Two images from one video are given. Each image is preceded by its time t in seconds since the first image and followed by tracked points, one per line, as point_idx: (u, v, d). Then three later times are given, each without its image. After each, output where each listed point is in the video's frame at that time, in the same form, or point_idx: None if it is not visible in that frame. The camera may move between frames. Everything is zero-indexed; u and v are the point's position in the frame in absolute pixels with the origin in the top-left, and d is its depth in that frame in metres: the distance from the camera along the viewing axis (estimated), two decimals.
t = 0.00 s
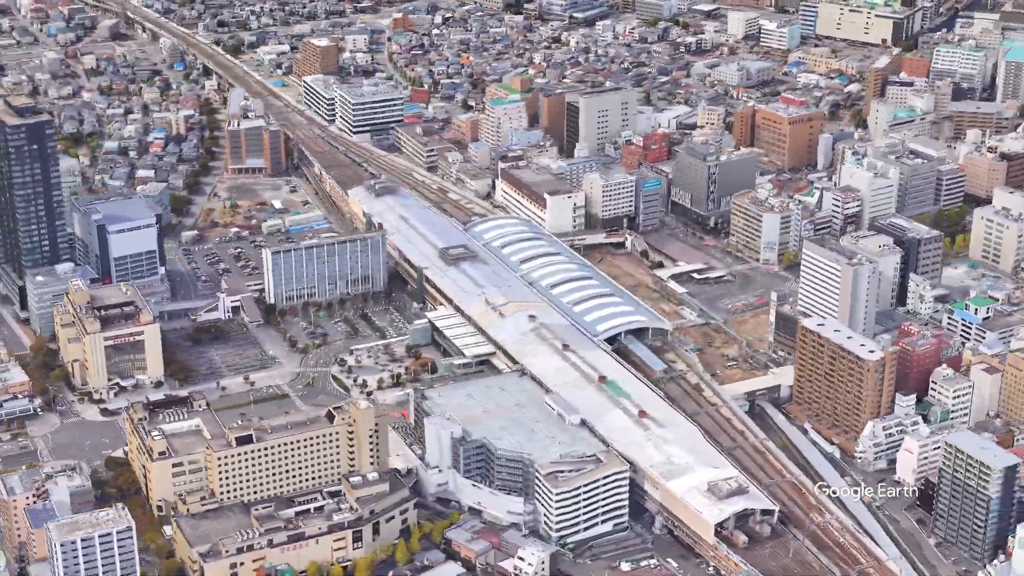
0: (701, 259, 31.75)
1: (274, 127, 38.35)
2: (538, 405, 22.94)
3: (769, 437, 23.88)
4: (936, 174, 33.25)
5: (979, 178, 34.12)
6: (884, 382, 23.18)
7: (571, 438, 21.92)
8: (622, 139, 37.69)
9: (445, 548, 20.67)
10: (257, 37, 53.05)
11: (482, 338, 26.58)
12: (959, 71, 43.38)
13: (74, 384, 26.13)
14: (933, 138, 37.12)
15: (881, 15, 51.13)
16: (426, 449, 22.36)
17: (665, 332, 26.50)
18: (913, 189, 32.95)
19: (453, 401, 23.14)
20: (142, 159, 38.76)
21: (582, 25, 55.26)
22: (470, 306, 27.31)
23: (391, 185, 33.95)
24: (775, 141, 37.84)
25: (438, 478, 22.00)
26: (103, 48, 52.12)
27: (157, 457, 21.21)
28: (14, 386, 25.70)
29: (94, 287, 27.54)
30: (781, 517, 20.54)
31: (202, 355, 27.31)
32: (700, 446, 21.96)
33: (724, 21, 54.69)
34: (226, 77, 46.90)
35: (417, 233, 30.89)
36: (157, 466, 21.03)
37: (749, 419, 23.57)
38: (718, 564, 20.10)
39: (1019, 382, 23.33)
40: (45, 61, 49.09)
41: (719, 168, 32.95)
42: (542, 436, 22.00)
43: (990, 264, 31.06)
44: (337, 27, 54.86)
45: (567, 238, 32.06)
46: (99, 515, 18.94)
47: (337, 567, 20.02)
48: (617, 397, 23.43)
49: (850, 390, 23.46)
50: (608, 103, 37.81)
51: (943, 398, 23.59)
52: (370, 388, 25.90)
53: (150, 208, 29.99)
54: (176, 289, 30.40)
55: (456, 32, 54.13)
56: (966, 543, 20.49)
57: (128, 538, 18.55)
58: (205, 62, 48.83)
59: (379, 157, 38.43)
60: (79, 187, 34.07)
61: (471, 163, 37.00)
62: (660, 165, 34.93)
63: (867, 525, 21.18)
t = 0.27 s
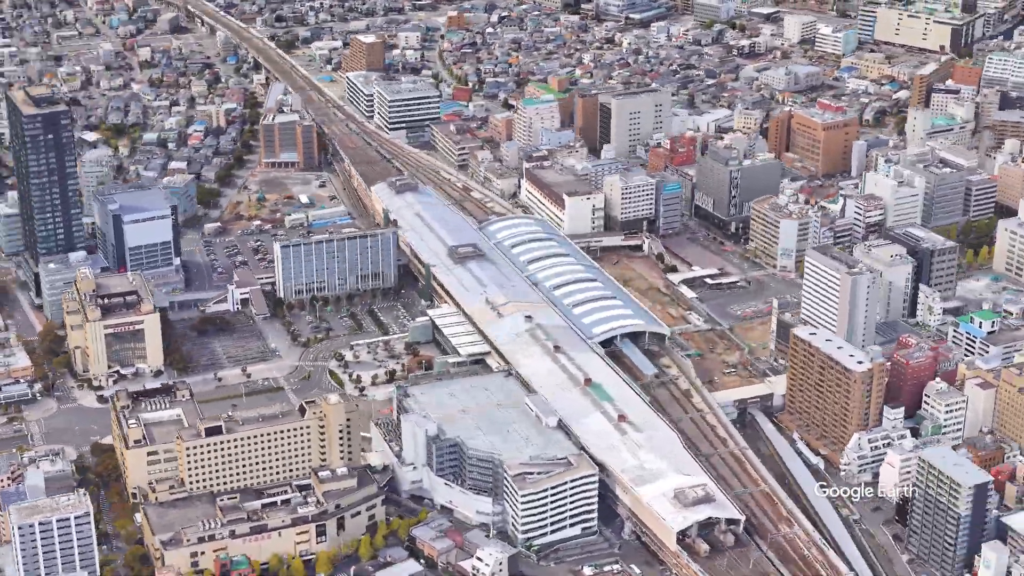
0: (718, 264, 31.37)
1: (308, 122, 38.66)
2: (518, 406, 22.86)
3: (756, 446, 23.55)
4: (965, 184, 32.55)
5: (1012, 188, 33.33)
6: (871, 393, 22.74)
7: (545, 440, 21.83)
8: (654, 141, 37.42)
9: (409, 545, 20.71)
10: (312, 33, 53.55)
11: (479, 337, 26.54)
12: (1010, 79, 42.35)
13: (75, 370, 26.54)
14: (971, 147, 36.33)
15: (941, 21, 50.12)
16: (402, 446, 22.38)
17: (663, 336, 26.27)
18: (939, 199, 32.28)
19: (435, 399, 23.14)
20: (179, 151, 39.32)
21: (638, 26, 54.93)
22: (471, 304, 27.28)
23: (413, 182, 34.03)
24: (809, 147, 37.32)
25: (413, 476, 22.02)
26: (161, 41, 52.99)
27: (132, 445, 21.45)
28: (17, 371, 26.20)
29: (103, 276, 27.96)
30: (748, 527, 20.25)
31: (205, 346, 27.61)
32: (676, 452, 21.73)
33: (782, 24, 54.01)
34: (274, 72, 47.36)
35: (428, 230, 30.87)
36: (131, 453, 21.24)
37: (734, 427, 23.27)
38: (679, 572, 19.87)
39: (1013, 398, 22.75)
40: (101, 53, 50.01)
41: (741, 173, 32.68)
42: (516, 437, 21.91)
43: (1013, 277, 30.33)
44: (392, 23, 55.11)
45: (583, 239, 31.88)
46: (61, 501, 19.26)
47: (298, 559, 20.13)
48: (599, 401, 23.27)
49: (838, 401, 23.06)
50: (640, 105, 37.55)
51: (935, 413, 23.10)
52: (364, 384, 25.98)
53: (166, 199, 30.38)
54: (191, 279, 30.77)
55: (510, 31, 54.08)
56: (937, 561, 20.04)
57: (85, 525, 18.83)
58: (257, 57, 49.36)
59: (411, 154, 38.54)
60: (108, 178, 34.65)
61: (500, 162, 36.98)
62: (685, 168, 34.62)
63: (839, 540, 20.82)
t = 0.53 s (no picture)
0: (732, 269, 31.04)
1: (338, 118, 38.91)
2: (500, 406, 22.83)
3: (742, 453, 23.31)
4: (990, 194, 31.91)
5: None
6: (858, 402, 22.40)
7: (522, 441, 21.78)
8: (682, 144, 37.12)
9: (379, 541, 20.72)
10: (360, 31, 53.88)
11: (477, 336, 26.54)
12: None
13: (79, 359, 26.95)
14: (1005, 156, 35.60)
15: (993, 28, 49.16)
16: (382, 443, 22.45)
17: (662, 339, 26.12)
18: (962, 209, 31.69)
19: (419, 397, 23.19)
20: (212, 146, 39.81)
21: (687, 28, 54.54)
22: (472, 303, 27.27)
23: (433, 180, 34.09)
24: (839, 153, 36.80)
25: (391, 472, 22.08)
26: (211, 36, 53.67)
27: (113, 433, 21.68)
28: (22, 357, 26.71)
29: (112, 267, 28.37)
30: (716, 535, 20.05)
31: (209, 338, 27.90)
32: (652, 457, 21.57)
33: (833, 29, 53.30)
34: (317, 68, 47.71)
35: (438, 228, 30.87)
36: (111, 442, 21.47)
37: (719, 434, 23.05)
38: None
39: (1004, 412, 22.24)
40: (152, 47, 50.77)
41: (760, 178, 32.33)
42: (494, 437, 21.88)
43: None
44: (442, 22, 55.26)
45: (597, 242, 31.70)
46: (30, 487, 20.14)
47: (266, 551, 20.25)
48: (584, 403, 23.16)
49: (825, 410, 22.75)
50: (669, 108, 37.26)
51: (925, 424, 22.71)
52: (359, 380, 26.08)
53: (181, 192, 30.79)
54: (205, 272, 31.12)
55: (558, 31, 53.94)
56: None
57: (50, 511, 19.67)
58: (302, 53, 49.76)
59: (439, 153, 38.60)
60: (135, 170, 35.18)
61: (525, 162, 36.93)
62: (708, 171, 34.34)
63: (812, 551, 20.54)
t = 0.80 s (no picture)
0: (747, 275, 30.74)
1: (373, 115, 39.20)
2: (479, 406, 22.84)
3: (723, 461, 23.06)
4: (1016, 207, 31.23)
5: None
6: (840, 413, 22.06)
7: (495, 440, 21.77)
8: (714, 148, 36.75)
9: (344, 535, 20.87)
10: (416, 30, 54.19)
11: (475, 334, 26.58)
12: None
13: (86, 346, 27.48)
14: None
15: None
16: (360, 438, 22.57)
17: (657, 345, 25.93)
18: (987, 221, 31.05)
19: (401, 394, 23.27)
20: (251, 140, 40.37)
21: (745, 32, 54.00)
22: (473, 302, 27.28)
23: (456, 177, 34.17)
24: (873, 161, 36.20)
25: (367, 467, 22.18)
26: (270, 32, 54.41)
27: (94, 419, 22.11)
28: (31, 341, 27.34)
29: (124, 256, 28.90)
30: (676, 541, 19.89)
31: (215, 330, 28.30)
32: (624, 460, 21.43)
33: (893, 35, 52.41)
34: (367, 66, 48.10)
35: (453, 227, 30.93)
36: (91, 428, 21.82)
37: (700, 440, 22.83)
38: None
39: (989, 428, 21.77)
40: (210, 42, 51.59)
41: (780, 184, 32.09)
42: (467, 436, 21.89)
43: None
44: (499, 22, 55.36)
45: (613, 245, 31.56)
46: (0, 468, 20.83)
47: (230, 540, 20.52)
48: (565, 405, 23.09)
49: (807, 420, 22.44)
50: (703, 111, 36.90)
51: (911, 438, 22.33)
52: (354, 375, 26.27)
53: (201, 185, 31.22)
54: (224, 264, 31.56)
55: (613, 33, 53.70)
56: None
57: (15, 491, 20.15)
58: (355, 51, 50.19)
59: (473, 152, 38.71)
60: (167, 162, 35.81)
61: (554, 163, 36.88)
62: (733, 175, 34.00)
63: (776, 562, 20.29)
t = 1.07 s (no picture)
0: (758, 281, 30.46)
1: (402, 113, 39.40)
2: (463, 405, 22.89)
3: (708, 467, 22.91)
4: None
5: None
6: (824, 421, 21.83)
7: (474, 439, 21.82)
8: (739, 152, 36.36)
9: (318, 529, 21.02)
10: (460, 29, 54.33)
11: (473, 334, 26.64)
12: None
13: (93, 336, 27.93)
14: None
15: None
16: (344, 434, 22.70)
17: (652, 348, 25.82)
18: (1005, 232, 30.54)
19: (388, 392, 23.38)
20: (283, 136, 40.79)
21: (791, 37, 53.49)
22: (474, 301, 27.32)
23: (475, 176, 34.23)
24: (900, 168, 35.73)
25: (349, 463, 22.32)
26: (316, 30, 54.87)
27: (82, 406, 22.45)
28: (40, 330, 27.84)
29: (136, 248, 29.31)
30: (643, 545, 19.79)
31: (222, 323, 28.63)
32: (601, 463, 21.37)
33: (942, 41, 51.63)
34: (406, 64, 48.30)
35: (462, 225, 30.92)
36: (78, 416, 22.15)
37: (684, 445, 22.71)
38: None
39: (974, 442, 21.43)
40: (255, 39, 52.14)
41: (797, 189, 31.85)
42: (446, 434, 21.94)
43: None
44: (544, 23, 55.34)
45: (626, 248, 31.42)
46: None
47: (205, 530, 20.76)
48: (549, 406, 23.04)
49: (790, 428, 22.22)
50: (728, 115, 36.61)
51: (896, 448, 22.02)
52: (352, 370, 26.42)
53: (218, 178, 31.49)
54: (239, 258, 31.93)
55: (657, 34, 53.45)
56: None
57: None
58: (397, 50, 50.43)
59: (499, 153, 38.75)
60: (193, 156, 36.28)
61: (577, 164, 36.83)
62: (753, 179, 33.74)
63: (747, 570, 20.13)
